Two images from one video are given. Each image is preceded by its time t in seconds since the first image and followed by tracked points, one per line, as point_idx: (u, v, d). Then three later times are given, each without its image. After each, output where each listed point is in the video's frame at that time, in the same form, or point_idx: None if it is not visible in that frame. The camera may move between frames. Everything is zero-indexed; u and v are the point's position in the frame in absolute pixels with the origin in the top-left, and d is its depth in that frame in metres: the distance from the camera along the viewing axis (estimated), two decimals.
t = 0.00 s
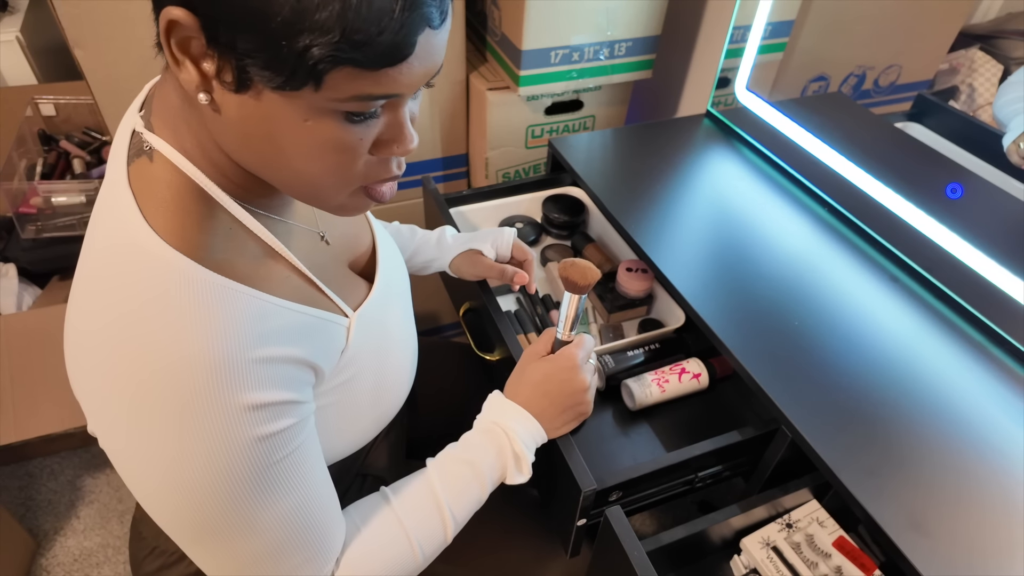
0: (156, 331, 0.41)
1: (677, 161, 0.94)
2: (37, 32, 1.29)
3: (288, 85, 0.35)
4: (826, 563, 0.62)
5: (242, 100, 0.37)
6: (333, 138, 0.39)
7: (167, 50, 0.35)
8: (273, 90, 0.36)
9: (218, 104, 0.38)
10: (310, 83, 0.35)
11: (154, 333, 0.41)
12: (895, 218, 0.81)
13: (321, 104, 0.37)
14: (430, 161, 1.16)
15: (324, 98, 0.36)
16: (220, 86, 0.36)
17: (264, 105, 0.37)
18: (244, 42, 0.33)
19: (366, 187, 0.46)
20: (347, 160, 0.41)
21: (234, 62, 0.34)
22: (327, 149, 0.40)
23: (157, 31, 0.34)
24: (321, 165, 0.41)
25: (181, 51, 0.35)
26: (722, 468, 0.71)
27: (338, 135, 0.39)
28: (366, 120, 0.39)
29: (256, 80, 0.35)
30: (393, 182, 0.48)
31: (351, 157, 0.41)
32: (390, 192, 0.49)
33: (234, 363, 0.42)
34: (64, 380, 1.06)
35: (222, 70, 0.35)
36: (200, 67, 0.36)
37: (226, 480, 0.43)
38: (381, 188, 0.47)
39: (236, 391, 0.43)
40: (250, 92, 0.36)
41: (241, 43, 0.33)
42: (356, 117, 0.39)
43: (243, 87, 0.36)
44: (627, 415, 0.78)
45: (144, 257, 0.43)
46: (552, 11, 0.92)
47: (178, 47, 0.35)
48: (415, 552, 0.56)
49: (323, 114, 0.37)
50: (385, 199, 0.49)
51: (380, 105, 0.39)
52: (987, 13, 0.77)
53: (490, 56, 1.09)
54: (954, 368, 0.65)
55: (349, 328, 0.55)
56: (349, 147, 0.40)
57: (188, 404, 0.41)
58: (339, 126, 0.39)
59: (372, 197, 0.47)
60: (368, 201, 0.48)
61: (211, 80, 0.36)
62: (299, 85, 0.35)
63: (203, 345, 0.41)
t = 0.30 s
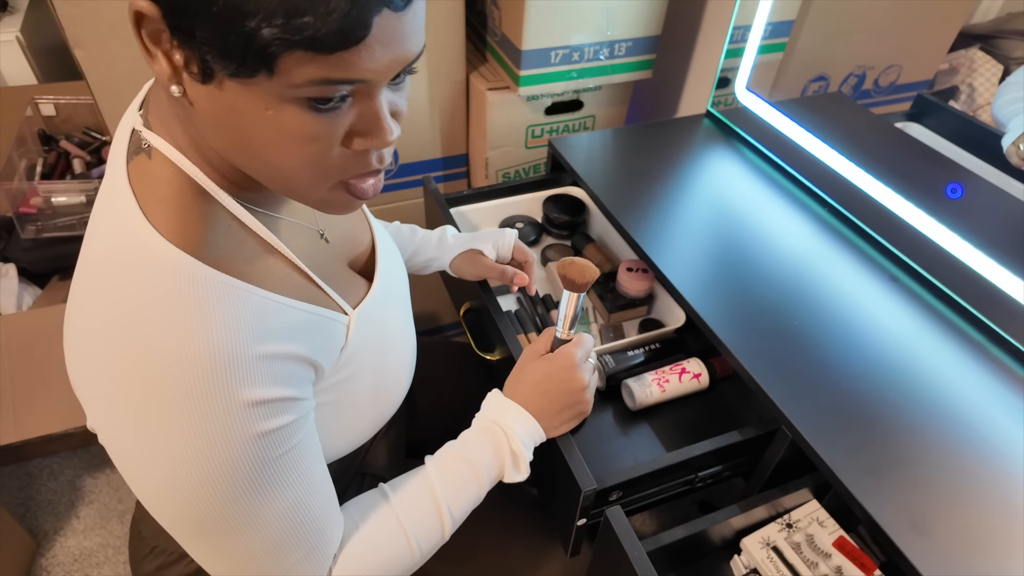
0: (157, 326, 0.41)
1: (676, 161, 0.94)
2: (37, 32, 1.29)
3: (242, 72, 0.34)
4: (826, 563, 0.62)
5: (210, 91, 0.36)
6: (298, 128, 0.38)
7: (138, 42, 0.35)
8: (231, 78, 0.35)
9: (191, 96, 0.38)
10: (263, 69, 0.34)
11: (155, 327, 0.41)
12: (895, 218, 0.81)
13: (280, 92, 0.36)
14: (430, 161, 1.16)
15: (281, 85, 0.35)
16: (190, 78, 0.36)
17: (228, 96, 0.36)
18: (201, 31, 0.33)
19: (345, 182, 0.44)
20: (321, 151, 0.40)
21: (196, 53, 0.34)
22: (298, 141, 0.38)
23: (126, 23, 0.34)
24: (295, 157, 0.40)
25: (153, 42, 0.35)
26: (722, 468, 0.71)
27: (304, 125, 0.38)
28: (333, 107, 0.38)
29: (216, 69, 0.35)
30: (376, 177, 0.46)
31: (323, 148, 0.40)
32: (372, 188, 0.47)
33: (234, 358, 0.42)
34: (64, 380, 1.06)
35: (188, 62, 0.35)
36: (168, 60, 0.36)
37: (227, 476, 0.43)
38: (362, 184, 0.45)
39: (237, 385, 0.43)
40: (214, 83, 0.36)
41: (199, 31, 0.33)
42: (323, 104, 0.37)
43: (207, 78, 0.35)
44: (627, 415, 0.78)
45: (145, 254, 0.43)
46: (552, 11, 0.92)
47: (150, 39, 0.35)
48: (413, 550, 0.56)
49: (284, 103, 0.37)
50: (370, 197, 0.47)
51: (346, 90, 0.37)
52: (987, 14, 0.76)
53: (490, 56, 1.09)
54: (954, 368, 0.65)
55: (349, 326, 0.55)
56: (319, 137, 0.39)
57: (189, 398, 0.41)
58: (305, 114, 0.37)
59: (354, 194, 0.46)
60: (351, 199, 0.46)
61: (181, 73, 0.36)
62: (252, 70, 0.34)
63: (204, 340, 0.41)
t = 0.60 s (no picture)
0: (152, 317, 0.41)
1: (677, 161, 0.93)
2: (37, 31, 1.29)
3: (203, 58, 0.34)
4: (826, 563, 0.62)
5: (181, 82, 0.36)
6: (265, 117, 0.37)
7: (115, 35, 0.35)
8: (196, 66, 0.34)
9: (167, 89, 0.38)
10: (223, 55, 0.33)
11: (150, 318, 0.41)
12: (895, 218, 0.81)
13: (242, 78, 0.35)
14: (430, 161, 1.16)
15: (241, 71, 0.34)
16: (164, 70, 0.36)
17: (197, 86, 0.36)
18: (164, 17, 0.32)
19: (314, 179, 0.43)
20: (294, 141, 0.39)
21: (163, 42, 0.34)
22: (264, 129, 0.37)
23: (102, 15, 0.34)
24: (266, 147, 0.38)
25: (130, 35, 0.35)
26: (723, 469, 0.71)
27: (270, 113, 0.37)
28: (300, 94, 0.37)
29: (181, 58, 0.34)
30: (345, 174, 0.45)
31: (293, 139, 0.38)
32: (343, 190, 0.46)
33: (230, 349, 0.42)
34: (62, 380, 1.05)
35: (160, 54, 0.35)
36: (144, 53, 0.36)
37: (221, 469, 0.43)
38: (331, 181, 0.44)
39: (233, 377, 0.42)
40: (184, 74, 0.35)
41: (163, 19, 0.32)
42: (289, 90, 0.36)
43: (178, 69, 0.35)
44: (628, 415, 0.78)
45: (142, 247, 0.42)
46: (552, 11, 0.92)
47: (127, 31, 0.35)
48: (410, 555, 0.56)
49: (248, 90, 0.35)
50: (342, 197, 0.46)
51: (313, 76, 0.36)
52: (987, 13, 0.78)
53: (490, 56, 1.09)
54: (954, 368, 0.65)
55: (348, 321, 0.55)
56: (287, 126, 0.37)
57: (183, 390, 0.41)
58: (270, 102, 0.36)
59: (323, 194, 0.45)
60: (320, 198, 0.45)
61: (157, 65, 0.36)
62: (213, 56, 0.33)
63: (199, 330, 0.41)
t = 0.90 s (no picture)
0: (154, 312, 0.41)
1: (677, 161, 0.93)
2: (37, 32, 1.29)
3: (191, 47, 0.34)
4: (826, 563, 0.62)
5: (174, 75, 0.36)
6: (256, 107, 0.37)
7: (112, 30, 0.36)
8: (186, 56, 0.34)
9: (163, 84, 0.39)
10: (211, 43, 0.33)
11: (152, 313, 0.41)
12: (895, 218, 0.81)
13: (230, 67, 0.35)
14: (430, 161, 1.16)
15: (229, 59, 0.34)
16: (158, 64, 0.36)
17: (188, 78, 0.36)
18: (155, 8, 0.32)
19: (310, 170, 0.43)
20: (285, 132, 0.38)
21: (154, 35, 0.34)
22: (254, 120, 0.37)
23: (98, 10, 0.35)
24: (257, 140, 0.38)
25: (125, 29, 0.36)
26: (723, 468, 0.71)
27: (260, 102, 0.36)
28: (291, 83, 0.37)
29: (172, 49, 0.34)
30: (344, 165, 0.44)
31: (285, 129, 0.38)
32: (342, 182, 0.45)
33: (232, 345, 0.42)
34: (62, 380, 1.06)
35: (153, 47, 0.35)
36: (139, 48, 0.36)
37: (223, 465, 0.43)
38: (330, 174, 0.44)
39: (235, 373, 0.42)
40: (177, 66, 0.36)
41: (154, 10, 0.33)
42: (281, 78, 0.36)
43: (170, 62, 0.35)
44: (628, 415, 0.78)
45: (144, 244, 0.42)
46: (552, 11, 0.92)
47: (122, 25, 0.35)
48: (412, 552, 0.56)
49: (238, 80, 0.35)
50: (341, 188, 0.46)
51: (304, 65, 0.36)
52: (987, 13, 0.75)
53: (490, 56, 1.09)
54: (954, 368, 0.65)
55: (350, 318, 0.55)
56: (278, 117, 0.37)
57: (185, 386, 0.41)
58: (261, 92, 0.36)
59: (321, 184, 0.44)
60: (320, 190, 0.45)
61: (151, 60, 0.37)
62: (201, 45, 0.34)
63: (201, 326, 0.41)
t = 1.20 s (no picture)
0: (158, 310, 0.41)
1: (677, 161, 0.93)
2: (37, 32, 1.29)
3: (194, 41, 0.34)
4: (826, 563, 0.62)
5: (177, 71, 0.36)
6: (256, 101, 0.37)
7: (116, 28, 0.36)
8: (188, 51, 0.35)
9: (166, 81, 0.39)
10: (213, 37, 0.34)
11: (156, 311, 0.41)
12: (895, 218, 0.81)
13: (232, 61, 0.35)
14: (430, 161, 1.16)
15: (231, 53, 0.34)
16: (161, 61, 0.36)
17: (191, 73, 0.36)
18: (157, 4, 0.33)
19: (311, 163, 0.43)
20: (287, 126, 0.38)
21: (157, 31, 0.34)
22: (255, 114, 0.37)
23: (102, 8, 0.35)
24: (258, 135, 0.38)
25: (128, 26, 0.36)
26: (724, 468, 0.71)
27: (261, 96, 0.36)
28: (293, 76, 0.37)
29: (174, 43, 0.34)
30: (349, 159, 0.44)
31: (286, 123, 0.38)
32: (345, 176, 0.45)
33: (234, 344, 0.42)
34: (62, 380, 1.06)
35: (156, 43, 0.35)
36: (143, 46, 0.36)
37: (225, 463, 0.43)
38: (334, 169, 0.44)
39: (237, 371, 0.42)
40: (180, 62, 0.36)
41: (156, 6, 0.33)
42: (283, 72, 0.36)
43: (173, 57, 0.35)
44: (629, 414, 0.78)
45: (147, 243, 0.43)
46: (552, 11, 0.92)
47: (125, 22, 0.36)
48: (412, 552, 0.56)
49: (240, 73, 0.35)
50: (346, 182, 0.45)
51: (305, 58, 0.36)
52: (987, 13, 0.76)
53: (490, 56, 1.09)
54: (954, 368, 0.65)
55: (352, 318, 0.55)
56: (279, 110, 0.37)
57: (188, 384, 0.41)
58: (263, 85, 0.36)
59: (323, 177, 0.44)
60: (324, 183, 0.44)
61: (154, 56, 0.37)
62: (203, 39, 0.34)
63: (204, 324, 0.41)
